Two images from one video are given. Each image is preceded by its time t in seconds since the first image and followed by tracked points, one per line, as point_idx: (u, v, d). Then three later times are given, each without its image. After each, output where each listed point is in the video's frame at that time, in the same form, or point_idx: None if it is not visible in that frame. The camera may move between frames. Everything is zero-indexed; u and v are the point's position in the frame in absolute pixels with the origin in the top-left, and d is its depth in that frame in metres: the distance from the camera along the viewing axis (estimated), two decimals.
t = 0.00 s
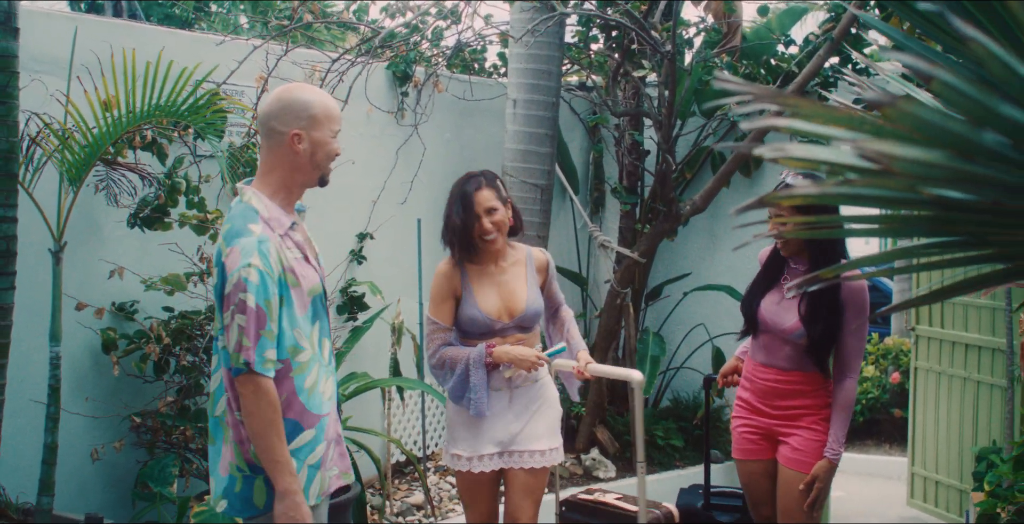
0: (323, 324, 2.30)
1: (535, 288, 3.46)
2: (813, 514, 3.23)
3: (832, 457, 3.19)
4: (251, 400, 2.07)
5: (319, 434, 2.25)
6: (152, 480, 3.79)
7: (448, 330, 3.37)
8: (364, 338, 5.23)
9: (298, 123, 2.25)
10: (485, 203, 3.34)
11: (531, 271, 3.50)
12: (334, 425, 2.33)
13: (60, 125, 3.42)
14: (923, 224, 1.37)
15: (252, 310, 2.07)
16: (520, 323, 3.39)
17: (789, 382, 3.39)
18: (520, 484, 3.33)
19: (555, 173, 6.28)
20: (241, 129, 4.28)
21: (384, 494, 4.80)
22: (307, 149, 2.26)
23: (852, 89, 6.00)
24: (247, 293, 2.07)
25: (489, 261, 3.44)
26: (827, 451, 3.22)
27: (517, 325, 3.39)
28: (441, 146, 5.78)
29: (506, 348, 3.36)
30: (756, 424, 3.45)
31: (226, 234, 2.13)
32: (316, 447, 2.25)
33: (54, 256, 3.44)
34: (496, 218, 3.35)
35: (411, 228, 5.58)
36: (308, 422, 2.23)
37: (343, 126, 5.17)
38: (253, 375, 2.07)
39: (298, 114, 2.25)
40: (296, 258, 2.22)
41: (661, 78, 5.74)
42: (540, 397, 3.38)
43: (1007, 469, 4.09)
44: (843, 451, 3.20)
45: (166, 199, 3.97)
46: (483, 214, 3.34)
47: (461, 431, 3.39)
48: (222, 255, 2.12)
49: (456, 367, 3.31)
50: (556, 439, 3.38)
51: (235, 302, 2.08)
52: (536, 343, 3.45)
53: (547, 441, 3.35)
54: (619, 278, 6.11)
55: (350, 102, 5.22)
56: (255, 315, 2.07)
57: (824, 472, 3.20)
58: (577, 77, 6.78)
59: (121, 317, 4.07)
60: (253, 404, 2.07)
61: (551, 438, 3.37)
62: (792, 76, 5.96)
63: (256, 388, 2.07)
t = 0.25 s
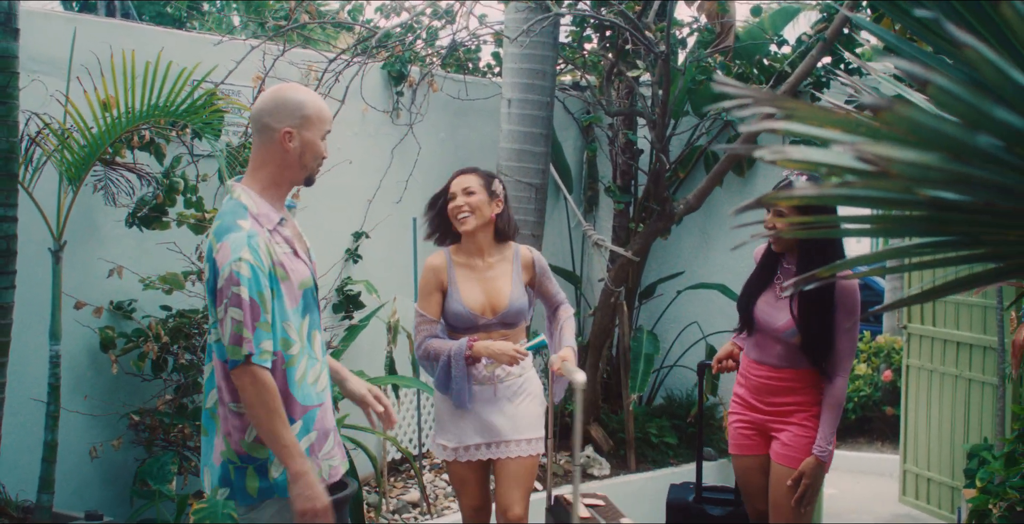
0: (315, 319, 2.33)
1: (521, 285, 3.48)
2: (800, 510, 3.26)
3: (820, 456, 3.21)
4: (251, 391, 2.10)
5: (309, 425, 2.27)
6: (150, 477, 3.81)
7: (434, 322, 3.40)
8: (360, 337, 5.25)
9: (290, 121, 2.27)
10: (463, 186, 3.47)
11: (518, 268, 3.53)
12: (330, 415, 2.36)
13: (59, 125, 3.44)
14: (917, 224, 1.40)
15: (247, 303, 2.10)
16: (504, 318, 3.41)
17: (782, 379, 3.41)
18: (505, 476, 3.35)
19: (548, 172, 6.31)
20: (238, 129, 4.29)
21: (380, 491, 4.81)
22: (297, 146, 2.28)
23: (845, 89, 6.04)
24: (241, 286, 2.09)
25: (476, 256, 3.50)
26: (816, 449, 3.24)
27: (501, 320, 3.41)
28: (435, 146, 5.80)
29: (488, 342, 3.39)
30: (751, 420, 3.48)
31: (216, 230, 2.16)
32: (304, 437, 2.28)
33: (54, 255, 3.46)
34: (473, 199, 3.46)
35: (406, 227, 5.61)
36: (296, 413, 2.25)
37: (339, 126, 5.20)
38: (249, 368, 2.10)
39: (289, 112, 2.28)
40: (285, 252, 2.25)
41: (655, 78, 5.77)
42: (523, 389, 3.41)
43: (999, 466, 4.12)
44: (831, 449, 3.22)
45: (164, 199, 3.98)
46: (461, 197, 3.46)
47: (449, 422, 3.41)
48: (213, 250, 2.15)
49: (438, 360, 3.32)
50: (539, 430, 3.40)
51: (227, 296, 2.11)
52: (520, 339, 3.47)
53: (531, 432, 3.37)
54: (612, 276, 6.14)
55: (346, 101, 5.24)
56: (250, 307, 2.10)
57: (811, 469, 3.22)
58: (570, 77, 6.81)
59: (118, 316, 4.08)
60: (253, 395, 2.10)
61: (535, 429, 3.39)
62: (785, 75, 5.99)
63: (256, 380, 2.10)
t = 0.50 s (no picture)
0: (307, 314, 2.36)
1: (517, 279, 3.49)
2: (803, 499, 3.21)
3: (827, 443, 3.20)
4: (269, 374, 2.11)
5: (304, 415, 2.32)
6: (154, 474, 3.83)
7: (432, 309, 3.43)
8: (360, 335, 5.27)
9: (294, 123, 2.30)
10: (468, 181, 3.47)
11: (518, 264, 3.54)
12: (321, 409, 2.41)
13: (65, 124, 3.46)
14: (922, 224, 1.44)
15: (245, 297, 2.11)
16: (498, 312, 3.43)
17: (785, 375, 3.44)
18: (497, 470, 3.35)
19: (547, 170, 6.32)
20: (240, 128, 4.31)
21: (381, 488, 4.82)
22: (298, 149, 2.32)
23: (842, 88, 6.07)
24: (237, 281, 2.11)
25: (476, 248, 3.53)
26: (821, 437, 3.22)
27: (494, 313, 3.42)
28: (434, 144, 5.82)
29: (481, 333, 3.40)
30: (757, 418, 3.49)
31: (209, 227, 2.18)
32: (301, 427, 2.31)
33: (59, 253, 3.48)
34: (476, 196, 3.46)
35: (405, 225, 5.62)
36: (294, 405, 2.29)
37: (339, 124, 5.21)
38: (259, 356, 2.11)
39: (293, 114, 2.30)
40: (279, 248, 2.28)
41: (654, 77, 5.79)
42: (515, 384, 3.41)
43: (997, 462, 4.16)
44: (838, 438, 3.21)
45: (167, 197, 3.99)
46: (465, 192, 3.47)
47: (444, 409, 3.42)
48: (207, 248, 2.17)
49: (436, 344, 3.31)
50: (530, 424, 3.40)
51: (225, 292, 2.12)
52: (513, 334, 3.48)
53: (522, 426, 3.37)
54: (611, 274, 6.16)
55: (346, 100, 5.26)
56: (248, 301, 2.11)
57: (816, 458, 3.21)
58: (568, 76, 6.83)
59: (121, 313, 4.09)
60: (272, 378, 2.11)
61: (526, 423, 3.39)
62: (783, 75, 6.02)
63: (274, 363, 2.11)
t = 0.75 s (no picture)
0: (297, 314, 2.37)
1: (512, 277, 3.47)
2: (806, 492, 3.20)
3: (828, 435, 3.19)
4: (279, 369, 2.13)
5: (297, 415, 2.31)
6: (154, 472, 3.84)
7: (436, 304, 3.43)
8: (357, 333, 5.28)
9: (281, 130, 2.30)
10: (465, 181, 3.48)
11: (514, 262, 3.53)
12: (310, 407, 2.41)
13: (67, 122, 3.48)
14: (927, 221, 1.44)
15: (249, 300, 2.13)
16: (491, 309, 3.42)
17: (783, 374, 3.43)
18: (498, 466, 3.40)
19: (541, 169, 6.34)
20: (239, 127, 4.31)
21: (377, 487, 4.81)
22: (285, 157, 2.32)
23: (834, 88, 6.10)
24: (241, 284, 2.13)
25: (472, 246, 3.56)
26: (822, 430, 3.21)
27: (488, 311, 3.41)
28: (430, 143, 5.83)
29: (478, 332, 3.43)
30: (755, 418, 3.47)
31: (204, 232, 2.19)
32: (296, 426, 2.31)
33: (60, 251, 3.50)
34: (471, 195, 3.47)
35: (402, 224, 5.63)
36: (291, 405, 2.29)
37: (336, 123, 5.22)
38: (268, 354, 2.13)
39: (280, 122, 2.31)
40: (272, 251, 2.29)
41: (649, 77, 5.81)
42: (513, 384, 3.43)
43: (990, 459, 4.19)
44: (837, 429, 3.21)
45: (166, 195, 3.99)
46: (461, 191, 3.49)
47: (444, 409, 3.42)
48: (205, 253, 2.17)
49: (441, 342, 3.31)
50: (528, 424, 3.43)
51: (228, 295, 2.13)
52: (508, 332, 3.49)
53: (519, 425, 3.39)
54: (605, 273, 6.17)
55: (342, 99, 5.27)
56: (253, 303, 2.13)
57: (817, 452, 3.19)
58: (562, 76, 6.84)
59: (119, 311, 4.09)
60: (282, 372, 2.13)
61: (523, 422, 3.41)
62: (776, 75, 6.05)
63: (283, 358, 2.14)
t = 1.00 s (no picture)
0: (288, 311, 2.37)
1: (508, 276, 3.53)
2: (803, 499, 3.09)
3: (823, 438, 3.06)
4: (272, 364, 2.14)
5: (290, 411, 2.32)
6: (148, 470, 3.84)
7: (439, 304, 3.42)
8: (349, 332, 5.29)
9: (251, 122, 2.31)
10: (462, 181, 3.47)
11: (508, 261, 3.58)
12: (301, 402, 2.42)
13: (62, 121, 3.49)
14: (924, 217, 1.46)
15: (244, 294, 2.14)
16: (489, 307, 3.47)
17: (771, 376, 3.30)
18: (498, 459, 3.46)
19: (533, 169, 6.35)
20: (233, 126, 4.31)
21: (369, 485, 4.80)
22: (258, 146, 2.33)
23: (824, 88, 6.13)
24: (236, 278, 2.14)
25: (467, 244, 3.57)
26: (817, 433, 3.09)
27: (486, 309, 3.47)
28: (421, 143, 5.84)
29: (477, 332, 3.45)
30: (745, 424, 3.35)
31: (198, 228, 2.20)
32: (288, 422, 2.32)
33: (57, 250, 3.51)
34: (467, 196, 3.47)
35: (394, 224, 5.64)
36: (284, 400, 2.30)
37: (329, 123, 5.23)
38: (260, 348, 2.14)
39: (251, 113, 2.32)
40: (264, 247, 2.30)
41: (641, 77, 5.83)
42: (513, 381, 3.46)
43: (981, 457, 4.21)
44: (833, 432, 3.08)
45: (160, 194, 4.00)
46: (458, 191, 3.48)
47: (441, 408, 3.44)
48: (200, 249, 2.18)
49: (446, 348, 3.29)
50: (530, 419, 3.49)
51: (223, 290, 2.14)
52: (506, 330, 3.52)
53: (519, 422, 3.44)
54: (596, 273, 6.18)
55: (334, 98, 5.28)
56: (248, 297, 2.14)
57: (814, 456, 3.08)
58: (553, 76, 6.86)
59: (112, 310, 4.09)
60: (275, 367, 2.15)
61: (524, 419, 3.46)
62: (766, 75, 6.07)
63: (275, 352, 2.15)
